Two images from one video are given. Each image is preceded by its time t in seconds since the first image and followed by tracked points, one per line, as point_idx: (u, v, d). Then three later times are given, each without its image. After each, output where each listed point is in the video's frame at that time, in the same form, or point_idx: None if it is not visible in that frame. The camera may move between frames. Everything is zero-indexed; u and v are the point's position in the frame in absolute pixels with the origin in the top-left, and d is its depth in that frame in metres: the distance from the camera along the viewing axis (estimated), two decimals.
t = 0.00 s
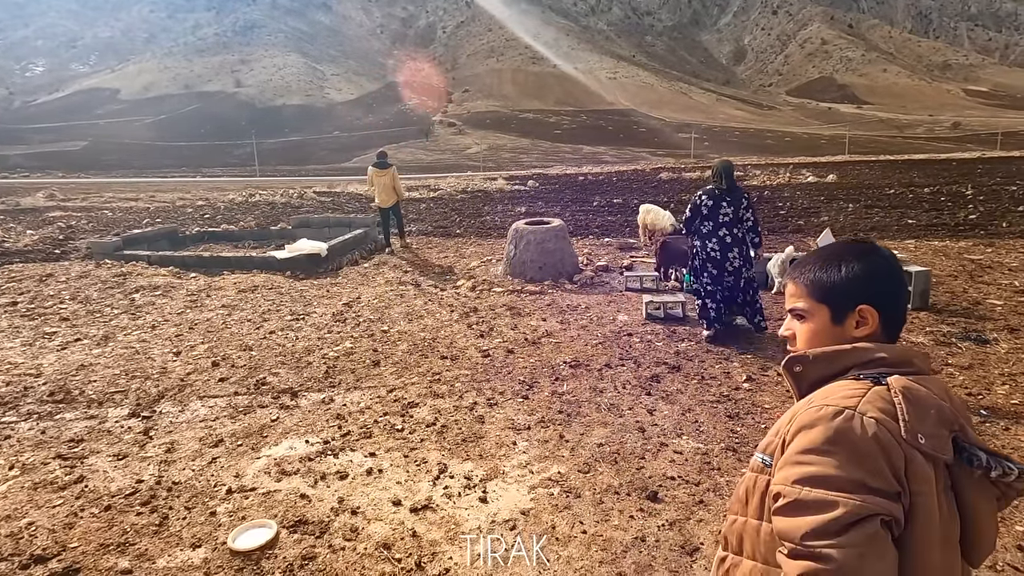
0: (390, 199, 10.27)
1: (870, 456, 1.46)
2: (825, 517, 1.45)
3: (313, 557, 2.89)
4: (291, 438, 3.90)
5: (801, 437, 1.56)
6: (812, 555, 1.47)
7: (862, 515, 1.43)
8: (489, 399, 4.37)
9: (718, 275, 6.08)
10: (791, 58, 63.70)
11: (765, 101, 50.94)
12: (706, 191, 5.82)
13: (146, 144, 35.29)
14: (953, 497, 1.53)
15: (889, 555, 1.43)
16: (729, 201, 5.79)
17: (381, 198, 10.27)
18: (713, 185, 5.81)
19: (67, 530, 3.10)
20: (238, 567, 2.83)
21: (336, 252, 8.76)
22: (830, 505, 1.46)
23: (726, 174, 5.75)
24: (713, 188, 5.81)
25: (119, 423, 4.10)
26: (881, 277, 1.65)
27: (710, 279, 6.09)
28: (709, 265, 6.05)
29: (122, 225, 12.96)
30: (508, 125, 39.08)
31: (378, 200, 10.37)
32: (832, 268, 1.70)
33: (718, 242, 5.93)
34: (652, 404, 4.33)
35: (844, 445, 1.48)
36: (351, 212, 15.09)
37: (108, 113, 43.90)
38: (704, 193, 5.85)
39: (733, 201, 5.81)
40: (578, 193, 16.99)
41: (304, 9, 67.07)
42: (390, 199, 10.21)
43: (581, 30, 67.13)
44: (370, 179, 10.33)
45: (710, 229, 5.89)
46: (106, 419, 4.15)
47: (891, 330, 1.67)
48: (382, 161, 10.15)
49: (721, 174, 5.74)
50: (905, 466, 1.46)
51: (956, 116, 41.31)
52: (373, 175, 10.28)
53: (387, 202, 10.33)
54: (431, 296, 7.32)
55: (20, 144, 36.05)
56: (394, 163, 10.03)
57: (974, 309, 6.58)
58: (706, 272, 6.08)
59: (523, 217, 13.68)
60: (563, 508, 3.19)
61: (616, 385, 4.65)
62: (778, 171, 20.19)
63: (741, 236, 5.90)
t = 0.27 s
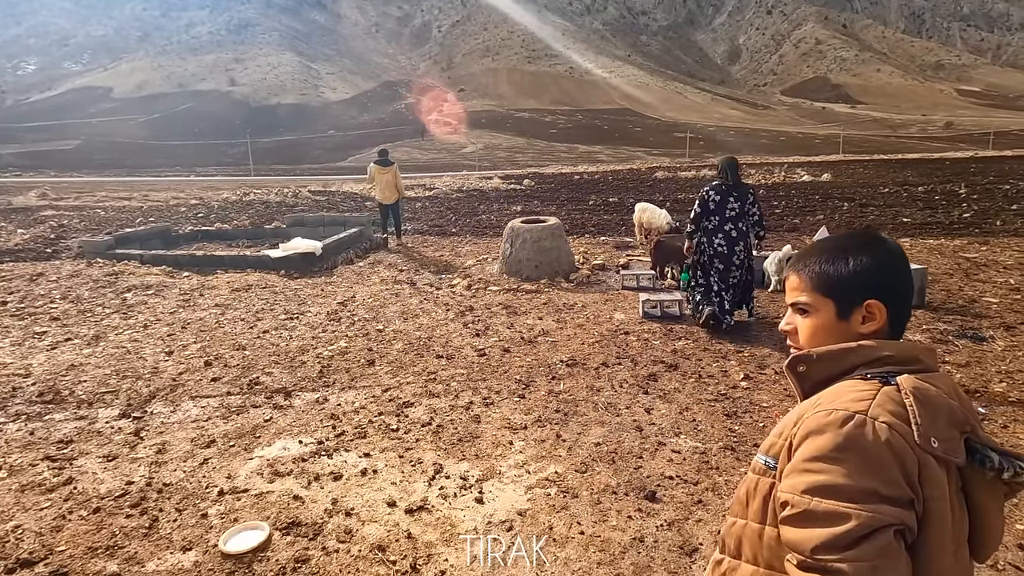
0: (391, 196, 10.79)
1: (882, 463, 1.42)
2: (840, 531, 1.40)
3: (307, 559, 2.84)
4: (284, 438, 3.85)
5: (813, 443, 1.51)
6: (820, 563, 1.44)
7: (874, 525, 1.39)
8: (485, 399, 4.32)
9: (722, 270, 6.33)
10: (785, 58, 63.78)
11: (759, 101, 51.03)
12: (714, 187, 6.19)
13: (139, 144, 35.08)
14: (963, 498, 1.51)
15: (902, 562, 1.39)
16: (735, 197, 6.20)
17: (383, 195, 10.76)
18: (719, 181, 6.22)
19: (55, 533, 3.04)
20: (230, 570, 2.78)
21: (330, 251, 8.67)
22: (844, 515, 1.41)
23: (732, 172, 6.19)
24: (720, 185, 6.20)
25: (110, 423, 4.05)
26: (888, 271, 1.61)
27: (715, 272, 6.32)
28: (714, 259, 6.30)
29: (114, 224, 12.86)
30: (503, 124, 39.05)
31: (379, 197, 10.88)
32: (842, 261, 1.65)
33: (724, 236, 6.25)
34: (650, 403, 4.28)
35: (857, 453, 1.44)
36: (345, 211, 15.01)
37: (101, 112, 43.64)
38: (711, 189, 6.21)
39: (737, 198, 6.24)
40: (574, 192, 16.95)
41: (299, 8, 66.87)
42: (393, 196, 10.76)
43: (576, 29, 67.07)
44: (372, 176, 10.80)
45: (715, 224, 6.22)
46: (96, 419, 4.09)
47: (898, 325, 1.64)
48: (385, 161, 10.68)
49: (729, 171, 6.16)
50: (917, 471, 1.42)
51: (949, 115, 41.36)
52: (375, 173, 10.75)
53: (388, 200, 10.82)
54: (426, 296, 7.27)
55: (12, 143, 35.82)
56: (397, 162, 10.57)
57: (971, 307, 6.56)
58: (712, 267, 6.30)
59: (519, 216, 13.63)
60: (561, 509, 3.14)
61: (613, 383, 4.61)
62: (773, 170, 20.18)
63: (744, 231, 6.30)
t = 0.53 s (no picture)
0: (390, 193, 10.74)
1: (890, 473, 1.40)
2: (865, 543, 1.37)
3: (303, 561, 2.82)
4: (280, 439, 3.83)
5: (820, 451, 1.49)
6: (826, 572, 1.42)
7: (880, 537, 1.37)
8: (482, 399, 4.31)
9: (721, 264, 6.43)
10: (781, 58, 63.86)
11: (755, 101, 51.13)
12: (712, 182, 6.22)
13: (134, 143, 34.95)
14: (964, 503, 1.51)
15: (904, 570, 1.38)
16: (734, 193, 6.19)
17: (382, 192, 10.71)
18: (719, 176, 6.23)
19: (48, 535, 3.02)
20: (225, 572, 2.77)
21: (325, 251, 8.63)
22: (854, 524, 1.39)
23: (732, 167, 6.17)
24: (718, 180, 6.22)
25: (104, 424, 4.02)
26: (896, 275, 1.60)
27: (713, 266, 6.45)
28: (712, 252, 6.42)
29: (109, 224, 12.80)
30: (499, 124, 39.04)
31: (377, 194, 10.82)
32: (850, 264, 1.64)
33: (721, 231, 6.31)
34: (647, 402, 4.27)
35: (874, 468, 1.42)
36: (342, 210, 14.98)
37: (95, 111, 43.47)
38: (710, 184, 6.25)
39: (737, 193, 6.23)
40: (570, 192, 16.95)
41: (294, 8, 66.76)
42: (391, 194, 10.73)
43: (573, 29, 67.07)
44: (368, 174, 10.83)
45: (713, 219, 6.28)
46: (90, 421, 4.06)
47: (906, 329, 1.63)
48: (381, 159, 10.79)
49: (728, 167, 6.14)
50: (923, 482, 1.41)
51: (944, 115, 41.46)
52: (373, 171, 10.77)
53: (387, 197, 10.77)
54: (422, 295, 7.25)
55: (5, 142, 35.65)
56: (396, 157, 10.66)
57: (967, 306, 6.57)
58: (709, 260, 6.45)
59: (515, 215, 13.61)
60: (558, 510, 3.13)
61: (610, 383, 4.60)
62: (769, 170, 20.20)
63: (743, 226, 6.30)
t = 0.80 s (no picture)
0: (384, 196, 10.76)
1: (857, 469, 1.42)
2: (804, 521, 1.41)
3: (298, 562, 2.83)
4: (276, 440, 3.82)
5: (792, 439, 1.52)
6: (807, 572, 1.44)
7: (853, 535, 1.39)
8: (478, 399, 4.32)
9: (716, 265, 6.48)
10: (777, 58, 63.95)
11: (751, 101, 51.20)
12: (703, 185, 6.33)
13: (130, 142, 34.86)
14: (940, 507, 1.53)
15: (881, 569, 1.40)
16: (724, 195, 6.30)
17: (377, 194, 10.71)
18: (709, 180, 6.34)
19: (42, 536, 3.02)
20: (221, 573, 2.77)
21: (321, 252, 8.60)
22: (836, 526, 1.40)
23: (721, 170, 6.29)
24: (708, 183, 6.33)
25: (99, 425, 4.01)
26: (889, 283, 1.61)
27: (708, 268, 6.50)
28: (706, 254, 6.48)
29: (105, 224, 12.75)
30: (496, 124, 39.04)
31: (371, 196, 10.79)
32: (844, 271, 1.65)
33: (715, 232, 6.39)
34: (642, 403, 4.28)
35: (838, 453, 1.44)
36: (338, 210, 14.96)
37: (91, 109, 43.34)
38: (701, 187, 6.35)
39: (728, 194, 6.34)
40: (567, 192, 16.94)
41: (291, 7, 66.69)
42: (386, 197, 10.72)
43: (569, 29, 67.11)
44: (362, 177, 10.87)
45: (706, 221, 6.37)
46: (85, 421, 4.06)
47: (896, 336, 1.64)
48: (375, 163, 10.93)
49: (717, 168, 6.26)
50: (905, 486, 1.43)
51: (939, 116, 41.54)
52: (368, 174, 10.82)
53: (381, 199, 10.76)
54: (419, 295, 7.25)
55: None
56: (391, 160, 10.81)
57: (960, 306, 6.60)
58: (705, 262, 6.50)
59: (511, 215, 13.61)
60: (554, 510, 3.14)
61: (606, 384, 4.61)
62: (765, 171, 20.25)
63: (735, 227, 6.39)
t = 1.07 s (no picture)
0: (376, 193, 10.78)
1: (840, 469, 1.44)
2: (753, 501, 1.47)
3: (291, 562, 2.83)
4: (270, 439, 3.82)
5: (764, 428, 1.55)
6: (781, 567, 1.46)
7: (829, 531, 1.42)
8: (473, 399, 4.32)
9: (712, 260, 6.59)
10: (774, 59, 64.05)
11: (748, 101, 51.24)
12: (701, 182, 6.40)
13: (126, 142, 34.75)
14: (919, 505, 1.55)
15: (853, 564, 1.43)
16: (721, 191, 6.41)
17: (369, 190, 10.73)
18: (705, 177, 6.43)
19: (34, 537, 3.01)
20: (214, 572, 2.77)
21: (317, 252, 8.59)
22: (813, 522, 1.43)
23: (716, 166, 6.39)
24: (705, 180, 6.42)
25: (92, 425, 4.00)
26: (886, 285, 1.62)
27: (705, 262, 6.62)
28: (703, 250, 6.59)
29: (99, 223, 12.67)
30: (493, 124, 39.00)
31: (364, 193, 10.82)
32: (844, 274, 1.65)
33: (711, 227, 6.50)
34: (637, 402, 4.29)
35: (789, 443, 1.49)
36: (335, 210, 14.91)
37: (86, 108, 43.20)
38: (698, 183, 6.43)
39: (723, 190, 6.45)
40: (564, 192, 16.93)
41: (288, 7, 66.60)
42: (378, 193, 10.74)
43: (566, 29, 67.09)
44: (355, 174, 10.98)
45: (705, 217, 6.46)
46: (79, 421, 4.05)
47: (891, 338, 1.65)
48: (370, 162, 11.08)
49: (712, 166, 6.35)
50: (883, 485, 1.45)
51: (935, 116, 41.62)
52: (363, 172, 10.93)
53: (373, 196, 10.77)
54: (414, 295, 7.24)
55: None
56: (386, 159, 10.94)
57: (953, 306, 6.62)
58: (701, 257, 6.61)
59: (508, 215, 13.60)
60: (547, 510, 3.14)
61: (601, 383, 4.61)
62: (761, 171, 20.27)
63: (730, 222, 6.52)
